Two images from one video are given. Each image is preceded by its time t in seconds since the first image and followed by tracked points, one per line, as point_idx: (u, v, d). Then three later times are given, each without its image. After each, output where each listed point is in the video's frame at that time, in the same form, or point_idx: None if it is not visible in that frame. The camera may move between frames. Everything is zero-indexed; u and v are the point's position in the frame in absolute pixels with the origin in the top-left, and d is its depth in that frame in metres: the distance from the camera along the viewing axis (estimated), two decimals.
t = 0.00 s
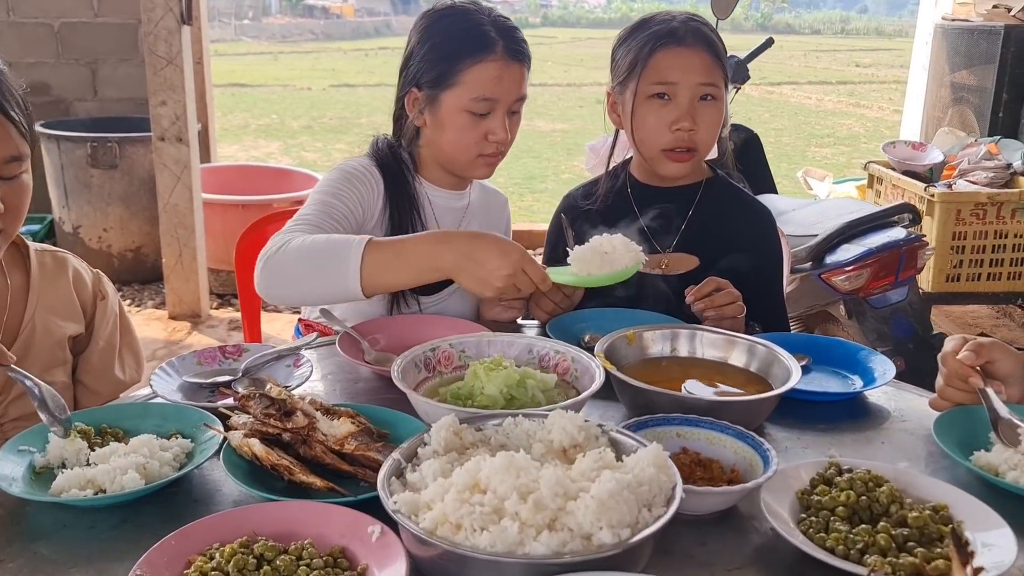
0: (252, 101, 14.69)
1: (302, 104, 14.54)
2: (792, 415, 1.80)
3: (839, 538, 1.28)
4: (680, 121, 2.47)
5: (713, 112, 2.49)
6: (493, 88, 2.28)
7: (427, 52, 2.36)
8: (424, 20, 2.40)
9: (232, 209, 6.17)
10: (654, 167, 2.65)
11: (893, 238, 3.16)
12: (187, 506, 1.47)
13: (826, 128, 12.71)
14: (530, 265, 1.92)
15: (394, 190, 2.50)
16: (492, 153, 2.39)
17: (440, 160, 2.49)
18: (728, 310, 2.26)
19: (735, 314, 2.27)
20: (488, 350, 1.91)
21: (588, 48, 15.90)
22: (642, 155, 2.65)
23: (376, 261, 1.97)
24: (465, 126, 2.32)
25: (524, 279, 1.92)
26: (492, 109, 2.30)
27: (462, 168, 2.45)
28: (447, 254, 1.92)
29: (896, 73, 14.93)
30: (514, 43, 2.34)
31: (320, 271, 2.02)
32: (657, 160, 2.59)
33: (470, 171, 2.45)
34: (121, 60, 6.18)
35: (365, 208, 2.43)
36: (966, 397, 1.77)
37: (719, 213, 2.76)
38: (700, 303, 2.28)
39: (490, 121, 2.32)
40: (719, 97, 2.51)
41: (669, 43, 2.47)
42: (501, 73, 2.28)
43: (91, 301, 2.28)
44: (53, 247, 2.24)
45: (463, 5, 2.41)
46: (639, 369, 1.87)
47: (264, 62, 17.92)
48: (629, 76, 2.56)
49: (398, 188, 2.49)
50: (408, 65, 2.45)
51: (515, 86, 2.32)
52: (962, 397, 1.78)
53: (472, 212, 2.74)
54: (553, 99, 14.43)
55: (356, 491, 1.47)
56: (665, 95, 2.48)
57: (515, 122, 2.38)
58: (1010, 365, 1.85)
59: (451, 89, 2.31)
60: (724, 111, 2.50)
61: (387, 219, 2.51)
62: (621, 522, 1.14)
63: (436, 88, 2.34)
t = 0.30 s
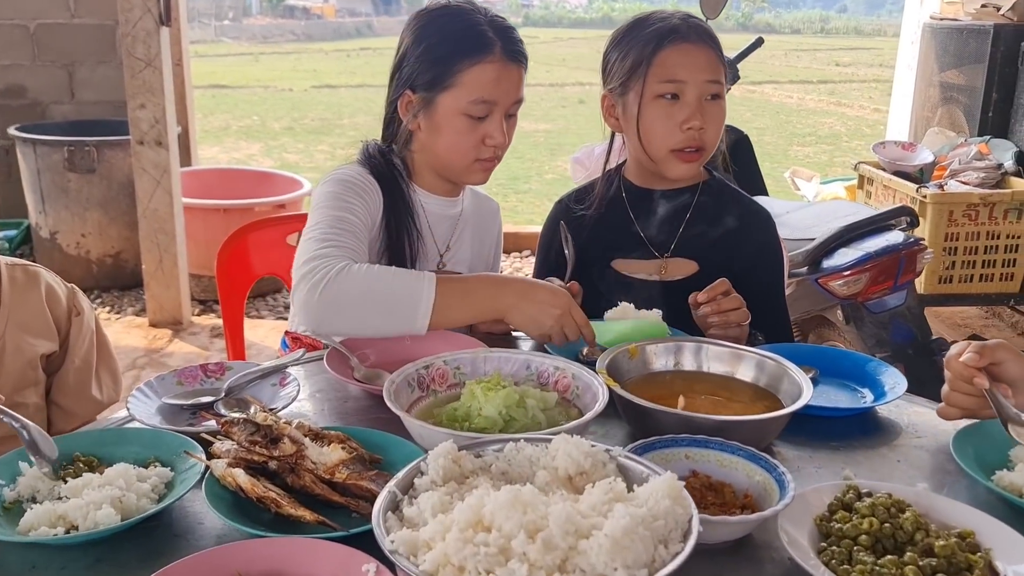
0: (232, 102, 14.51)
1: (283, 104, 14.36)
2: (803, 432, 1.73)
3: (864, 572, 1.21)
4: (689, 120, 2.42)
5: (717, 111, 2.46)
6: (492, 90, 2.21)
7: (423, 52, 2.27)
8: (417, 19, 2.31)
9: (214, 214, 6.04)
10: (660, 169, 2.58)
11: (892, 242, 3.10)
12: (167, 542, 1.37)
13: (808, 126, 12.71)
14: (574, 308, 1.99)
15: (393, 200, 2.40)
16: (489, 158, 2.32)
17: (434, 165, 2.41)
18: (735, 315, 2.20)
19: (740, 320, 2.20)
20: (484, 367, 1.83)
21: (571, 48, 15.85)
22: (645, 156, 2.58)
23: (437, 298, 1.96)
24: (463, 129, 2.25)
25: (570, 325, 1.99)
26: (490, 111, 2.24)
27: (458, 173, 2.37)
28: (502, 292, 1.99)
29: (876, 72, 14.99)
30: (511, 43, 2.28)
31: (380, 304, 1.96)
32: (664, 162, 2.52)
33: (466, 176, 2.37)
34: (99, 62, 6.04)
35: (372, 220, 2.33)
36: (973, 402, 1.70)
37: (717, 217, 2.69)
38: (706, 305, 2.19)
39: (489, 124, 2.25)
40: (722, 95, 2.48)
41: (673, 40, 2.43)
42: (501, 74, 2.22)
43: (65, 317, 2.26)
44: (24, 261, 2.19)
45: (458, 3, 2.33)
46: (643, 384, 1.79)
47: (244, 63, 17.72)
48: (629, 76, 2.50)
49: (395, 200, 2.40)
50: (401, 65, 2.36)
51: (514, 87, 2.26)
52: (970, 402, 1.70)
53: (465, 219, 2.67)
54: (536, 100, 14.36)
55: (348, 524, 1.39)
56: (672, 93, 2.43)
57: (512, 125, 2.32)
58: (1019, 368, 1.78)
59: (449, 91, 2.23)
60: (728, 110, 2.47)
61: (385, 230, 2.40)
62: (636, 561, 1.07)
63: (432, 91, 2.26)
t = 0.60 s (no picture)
0: (205, 104, 14.33)
1: (257, 105, 14.19)
2: (800, 437, 1.70)
3: None
4: (675, 122, 2.39)
5: (704, 111, 2.44)
6: (481, 94, 2.17)
7: (411, 55, 2.23)
8: (405, 20, 2.26)
9: (190, 217, 5.93)
10: (645, 171, 2.55)
11: (877, 241, 3.10)
12: (150, 565, 1.32)
13: (781, 124, 12.77)
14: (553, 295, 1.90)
15: (381, 207, 2.35)
16: (478, 162, 2.27)
17: (422, 169, 2.37)
18: (728, 316, 2.18)
19: (734, 322, 2.18)
20: (475, 375, 1.79)
21: (546, 48, 15.82)
22: (631, 158, 2.55)
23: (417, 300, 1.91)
24: (452, 133, 2.20)
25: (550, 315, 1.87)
26: (479, 115, 2.19)
27: (447, 178, 2.33)
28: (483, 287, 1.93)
29: (848, 70, 15.11)
30: (502, 47, 2.24)
31: (360, 312, 1.90)
32: (650, 163, 2.49)
33: (455, 181, 2.32)
34: (69, 63, 5.92)
35: (356, 227, 2.27)
36: (971, 388, 1.92)
37: (703, 217, 2.67)
38: (700, 306, 2.17)
39: (477, 129, 2.20)
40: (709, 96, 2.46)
41: (660, 41, 2.41)
42: (490, 76, 2.18)
43: (40, 329, 2.21)
44: None
45: (447, 4, 2.29)
46: (637, 391, 1.76)
47: (217, 64, 17.51)
48: (617, 77, 2.47)
49: (381, 207, 2.35)
50: (388, 67, 2.32)
51: (504, 90, 2.21)
52: (969, 388, 1.92)
53: (453, 224, 2.62)
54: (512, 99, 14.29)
55: (338, 541, 1.34)
56: (659, 94, 2.40)
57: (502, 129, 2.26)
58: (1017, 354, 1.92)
59: (437, 94, 2.19)
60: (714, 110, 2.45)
61: (372, 236, 2.36)
62: None
63: (420, 94, 2.21)
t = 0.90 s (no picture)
0: (167, 106, 14.08)
1: (221, 107, 14.00)
2: (798, 438, 1.71)
3: None
4: (659, 121, 2.39)
5: (687, 110, 2.44)
6: (458, 89, 2.14)
7: (391, 53, 2.21)
8: (386, 20, 2.25)
9: (159, 222, 5.83)
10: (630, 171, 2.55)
11: (857, 240, 3.13)
12: None
13: (747, 122, 12.90)
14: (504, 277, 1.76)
15: (361, 211, 2.32)
16: (460, 163, 2.22)
17: (406, 172, 2.33)
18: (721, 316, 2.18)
19: (728, 322, 2.19)
20: (472, 381, 1.77)
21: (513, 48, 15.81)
22: (615, 158, 2.55)
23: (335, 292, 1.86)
24: (431, 132, 2.17)
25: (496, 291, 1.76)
26: (457, 112, 2.15)
27: (428, 180, 2.28)
28: (402, 274, 1.85)
29: (809, 70, 15.32)
30: (482, 42, 2.21)
31: (279, 301, 1.89)
32: (635, 163, 2.50)
33: (438, 182, 2.27)
34: (31, 66, 5.78)
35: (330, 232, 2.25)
36: (972, 379, 1.95)
37: (689, 218, 2.67)
38: (695, 306, 2.17)
39: (457, 127, 2.16)
40: (691, 95, 2.45)
41: (643, 40, 2.41)
42: (469, 73, 2.15)
43: (25, 341, 2.17)
44: None
45: (430, 4, 2.28)
46: (634, 394, 1.76)
47: (178, 65, 17.23)
48: (600, 77, 2.48)
49: (365, 210, 2.31)
50: (370, 68, 2.30)
51: (484, 86, 2.17)
52: (971, 378, 1.95)
53: (442, 230, 2.58)
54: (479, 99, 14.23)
55: (344, 554, 1.32)
56: (643, 94, 2.40)
57: (485, 127, 2.21)
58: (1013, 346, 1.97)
59: (416, 92, 2.17)
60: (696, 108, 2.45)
61: (353, 240, 2.33)
62: None
63: (400, 93, 2.19)
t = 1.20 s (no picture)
0: (123, 109, 13.78)
1: (179, 110, 13.74)
2: (793, 440, 1.73)
3: None
4: (646, 125, 2.42)
5: (673, 113, 2.47)
6: (430, 83, 2.11)
7: (362, 52, 2.18)
8: (358, 22, 2.22)
9: (123, 229, 5.70)
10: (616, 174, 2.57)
11: (833, 239, 3.17)
12: None
13: (707, 120, 13.03)
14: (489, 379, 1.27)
15: (348, 216, 2.26)
16: (437, 162, 2.18)
17: (385, 176, 2.29)
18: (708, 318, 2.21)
19: (717, 326, 2.21)
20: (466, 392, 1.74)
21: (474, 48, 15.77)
22: (602, 163, 2.57)
23: (329, 337, 1.48)
24: (406, 129, 2.14)
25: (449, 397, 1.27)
26: (431, 108, 2.12)
27: (404, 181, 2.24)
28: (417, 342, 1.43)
29: (766, 68, 15.52)
30: (455, 37, 2.18)
31: (275, 329, 1.55)
32: (623, 167, 2.52)
33: (415, 184, 2.24)
34: None
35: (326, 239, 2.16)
36: (962, 386, 1.99)
37: (670, 220, 2.69)
38: (685, 310, 2.21)
39: (431, 124, 2.13)
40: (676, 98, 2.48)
41: (627, 42, 2.42)
42: (439, 66, 2.11)
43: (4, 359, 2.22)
44: None
45: (401, 4, 2.25)
46: (629, 399, 1.76)
47: (133, 67, 16.87)
48: (585, 80, 2.49)
49: (346, 217, 2.25)
50: (342, 72, 2.27)
51: (457, 81, 2.13)
52: (961, 385, 1.99)
53: (423, 239, 2.55)
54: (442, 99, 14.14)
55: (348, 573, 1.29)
56: (630, 98, 2.42)
57: (463, 125, 2.18)
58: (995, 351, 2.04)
59: (388, 90, 2.14)
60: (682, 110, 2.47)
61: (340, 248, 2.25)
62: None
63: (373, 92, 2.16)
